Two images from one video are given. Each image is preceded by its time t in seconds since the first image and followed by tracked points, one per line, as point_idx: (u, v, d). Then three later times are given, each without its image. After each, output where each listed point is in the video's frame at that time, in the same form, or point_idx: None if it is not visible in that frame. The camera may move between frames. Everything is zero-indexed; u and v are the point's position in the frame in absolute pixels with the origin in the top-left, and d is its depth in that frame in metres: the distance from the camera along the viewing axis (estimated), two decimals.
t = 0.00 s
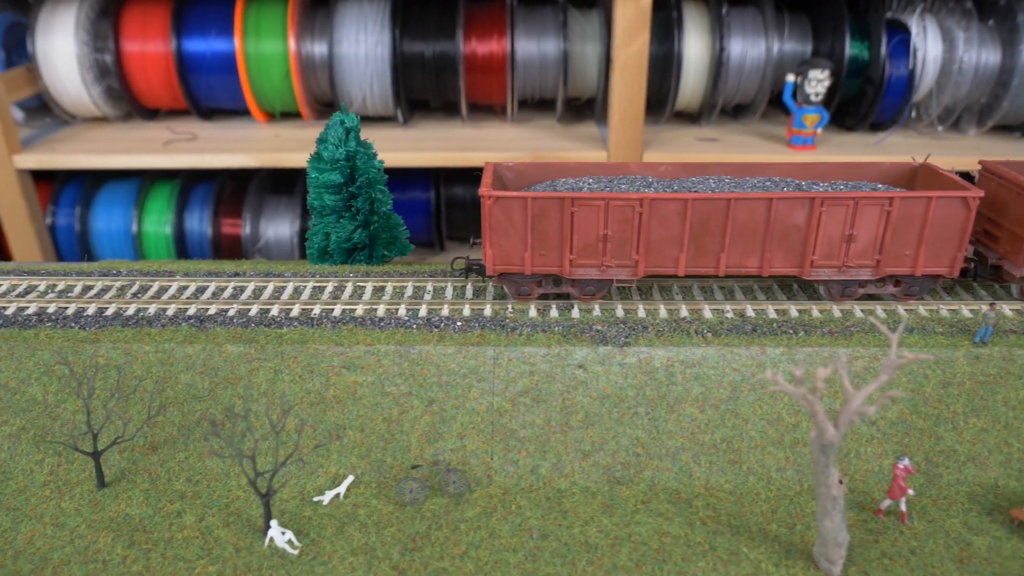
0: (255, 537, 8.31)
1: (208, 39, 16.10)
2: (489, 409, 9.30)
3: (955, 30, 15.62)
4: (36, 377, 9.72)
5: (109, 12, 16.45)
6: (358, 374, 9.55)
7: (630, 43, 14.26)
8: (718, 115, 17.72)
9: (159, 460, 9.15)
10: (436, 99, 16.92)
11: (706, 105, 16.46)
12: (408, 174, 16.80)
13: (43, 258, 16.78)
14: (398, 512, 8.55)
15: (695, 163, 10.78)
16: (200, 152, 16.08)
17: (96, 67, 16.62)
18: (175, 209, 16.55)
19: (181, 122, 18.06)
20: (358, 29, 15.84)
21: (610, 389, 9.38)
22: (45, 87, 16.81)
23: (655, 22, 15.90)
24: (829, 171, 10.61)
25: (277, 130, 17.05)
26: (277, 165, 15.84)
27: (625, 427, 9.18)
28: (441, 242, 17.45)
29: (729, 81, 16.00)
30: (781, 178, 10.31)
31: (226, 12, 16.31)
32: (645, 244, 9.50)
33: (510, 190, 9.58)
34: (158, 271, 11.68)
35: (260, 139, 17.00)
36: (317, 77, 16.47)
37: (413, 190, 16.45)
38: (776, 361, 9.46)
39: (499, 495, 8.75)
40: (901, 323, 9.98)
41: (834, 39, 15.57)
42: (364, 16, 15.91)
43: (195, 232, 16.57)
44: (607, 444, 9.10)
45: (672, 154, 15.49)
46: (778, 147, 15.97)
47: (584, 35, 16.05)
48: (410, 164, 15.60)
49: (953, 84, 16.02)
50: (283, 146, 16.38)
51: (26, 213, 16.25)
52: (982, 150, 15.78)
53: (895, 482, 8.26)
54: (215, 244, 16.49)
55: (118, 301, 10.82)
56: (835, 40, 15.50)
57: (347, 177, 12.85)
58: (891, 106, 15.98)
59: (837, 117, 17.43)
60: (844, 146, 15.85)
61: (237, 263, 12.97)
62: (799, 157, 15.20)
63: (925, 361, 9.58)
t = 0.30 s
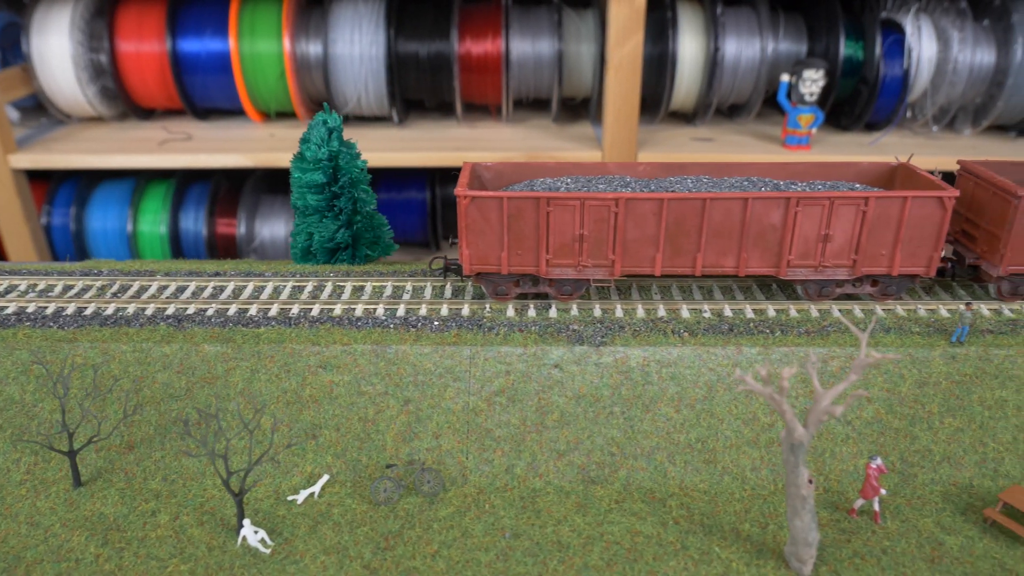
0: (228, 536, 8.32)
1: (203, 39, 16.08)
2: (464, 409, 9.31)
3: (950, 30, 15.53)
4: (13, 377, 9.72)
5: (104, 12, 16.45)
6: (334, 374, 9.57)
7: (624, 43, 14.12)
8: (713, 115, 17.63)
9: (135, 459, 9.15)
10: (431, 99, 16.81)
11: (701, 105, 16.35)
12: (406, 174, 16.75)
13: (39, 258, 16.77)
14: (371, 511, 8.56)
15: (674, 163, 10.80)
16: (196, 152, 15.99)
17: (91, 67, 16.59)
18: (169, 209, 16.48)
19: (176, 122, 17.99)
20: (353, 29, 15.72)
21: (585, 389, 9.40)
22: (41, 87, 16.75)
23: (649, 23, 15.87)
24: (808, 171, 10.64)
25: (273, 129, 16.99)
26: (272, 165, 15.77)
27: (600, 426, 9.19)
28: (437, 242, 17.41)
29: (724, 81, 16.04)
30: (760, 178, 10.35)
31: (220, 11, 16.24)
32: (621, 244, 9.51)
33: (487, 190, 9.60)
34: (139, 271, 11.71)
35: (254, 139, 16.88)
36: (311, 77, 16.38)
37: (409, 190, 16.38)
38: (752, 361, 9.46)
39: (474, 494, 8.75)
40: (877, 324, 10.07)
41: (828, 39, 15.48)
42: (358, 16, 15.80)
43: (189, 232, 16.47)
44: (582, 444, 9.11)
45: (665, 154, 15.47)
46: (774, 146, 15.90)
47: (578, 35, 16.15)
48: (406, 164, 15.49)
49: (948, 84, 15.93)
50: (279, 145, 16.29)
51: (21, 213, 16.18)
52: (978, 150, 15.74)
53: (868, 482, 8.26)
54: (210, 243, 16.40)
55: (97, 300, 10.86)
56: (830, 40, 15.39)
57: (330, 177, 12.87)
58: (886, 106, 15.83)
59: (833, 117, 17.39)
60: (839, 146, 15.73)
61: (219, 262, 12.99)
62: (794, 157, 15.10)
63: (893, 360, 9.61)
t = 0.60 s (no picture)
0: (202, 535, 8.34)
1: (199, 39, 16.03)
2: (441, 408, 9.32)
3: (944, 30, 15.39)
4: None
5: (99, 11, 16.41)
6: (311, 374, 9.60)
7: (619, 43, 14.00)
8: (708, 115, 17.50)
9: (113, 458, 9.16)
10: (427, 98, 16.83)
11: (696, 105, 16.24)
12: (401, 174, 16.59)
13: (34, 257, 16.63)
14: (347, 510, 8.57)
15: (653, 162, 10.82)
16: (191, 152, 15.85)
17: (87, 67, 16.55)
18: (165, 209, 16.50)
19: (171, 122, 17.91)
20: (347, 29, 15.69)
21: (562, 388, 9.41)
22: (36, 87, 16.67)
23: (644, 22, 15.90)
24: (787, 171, 10.65)
25: (268, 130, 16.91)
26: (267, 165, 15.65)
27: (577, 426, 9.20)
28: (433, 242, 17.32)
29: (719, 81, 15.87)
30: (739, 178, 10.37)
31: (215, 11, 16.25)
32: (598, 244, 9.52)
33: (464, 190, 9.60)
34: (121, 271, 11.73)
35: (250, 139, 16.76)
36: (307, 77, 16.44)
37: (404, 190, 16.27)
38: (730, 360, 9.46)
39: (450, 494, 8.76)
40: (855, 325, 10.10)
41: (823, 39, 15.45)
42: (353, 16, 15.75)
43: (185, 232, 16.45)
44: (559, 443, 9.12)
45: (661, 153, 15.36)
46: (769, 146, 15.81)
47: (573, 36, 16.04)
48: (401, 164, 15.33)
49: (943, 84, 15.79)
50: (273, 145, 16.17)
51: (16, 213, 16.01)
52: (973, 150, 15.64)
53: (841, 482, 8.26)
54: (205, 243, 16.45)
55: (78, 300, 10.88)
56: (824, 40, 15.39)
57: (314, 176, 12.88)
58: (880, 106, 15.79)
59: (828, 117, 17.31)
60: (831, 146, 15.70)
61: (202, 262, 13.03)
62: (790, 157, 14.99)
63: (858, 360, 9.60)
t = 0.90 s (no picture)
0: (175, 534, 8.35)
1: (193, 38, 15.98)
2: (417, 408, 9.34)
3: (939, 30, 15.35)
4: None
5: (94, 11, 16.37)
6: (288, 373, 9.63)
7: (614, 42, 13.92)
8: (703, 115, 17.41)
9: (90, 457, 9.16)
10: (422, 98, 16.75)
11: (691, 105, 16.22)
12: (397, 174, 16.53)
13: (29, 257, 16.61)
14: (320, 510, 8.58)
15: (632, 162, 10.87)
16: (185, 153, 15.75)
17: (82, 67, 16.50)
18: (160, 209, 16.44)
19: (166, 122, 17.84)
20: (342, 29, 15.65)
21: (537, 388, 9.42)
22: (31, 86, 16.66)
23: (637, 22, 15.68)
24: (766, 171, 10.67)
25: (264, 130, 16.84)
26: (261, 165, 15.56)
27: (552, 425, 9.21)
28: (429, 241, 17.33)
29: (714, 80, 15.77)
30: (717, 178, 10.38)
31: (210, 11, 16.17)
32: (574, 244, 9.53)
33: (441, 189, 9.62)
34: (102, 271, 11.78)
35: (245, 139, 16.68)
36: (302, 77, 16.34)
37: (400, 191, 16.25)
38: (706, 360, 9.45)
39: (424, 493, 8.76)
40: (831, 324, 10.14)
41: (818, 39, 15.32)
42: (348, 16, 15.70)
43: (179, 232, 16.36)
44: (534, 443, 9.12)
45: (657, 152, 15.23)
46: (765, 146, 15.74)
47: (568, 35, 15.91)
48: (396, 164, 15.22)
49: (938, 83, 15.75)
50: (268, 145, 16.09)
51: (11, 215, 16.03)
52: (968, 150, 15.53)
53: (814, 482, 8.25)
54: (200, 243, 16.36)
55: (57, 299, 10.92)
56: (819, 40, 15.24)
57: (296, 176, 12.89)
58: (875, 105, 15.73)
59: (822, 117, 17.31)
60: (823, 146, 15.68)
61: (184, 262, 13.08)
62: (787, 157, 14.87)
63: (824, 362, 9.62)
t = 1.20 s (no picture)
0: (150, 533, 8.36)
1: (188, 38, 15.92)
2: (395, 407, 9.36)
3: (934, 29, 15.14)
4: None
5: (89, 11, 16.25)
6: (266, 372, 9.64)
7: (608, 41, 13.68)
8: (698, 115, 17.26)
9: (68, 457, 9.16)
10: (418, 98, 16.68)
11: (686, 105, 16.10)
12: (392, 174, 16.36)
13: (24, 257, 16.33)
14: (296, 509, 8.59)
15: (611, 162, 10.94)
16: (181, 153, 15.57)
17: (77, 66, 16.42)
18: (155, 208, 16.31)
19: (161, 122, 17.72)
20: (336, 29, 15.46)
21: (515, 387, 9.43)
22: (26, 86, 16.56)
23: (632, 22, 15.70)
24: (746, 171, 10.68)
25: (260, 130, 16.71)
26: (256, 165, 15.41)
27: (529, 425, 9.22)
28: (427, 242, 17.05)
29: (709, 80, 15.71)
30: (696, 178, 10.40)
31: (208, 10, 16.17)
32: (552, 244, 9.54)
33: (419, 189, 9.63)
34: (85, 270, 11.83)
35: (242, 139, 16.51)
36: (297, 77, 16.21)
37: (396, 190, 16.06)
38: (683, 360, 9.46)
39: (399, 492, 8.78)
40: (809, 324, 10.17)
41: (812, 39, 15.29)
42: (343, 15, 15.54)
43: (175, 232, 16.21)
44: (511, 442, 9.13)
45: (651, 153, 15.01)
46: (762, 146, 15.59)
47: (563, 35, 15.91)
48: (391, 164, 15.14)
49: (932, 84, 15.63)
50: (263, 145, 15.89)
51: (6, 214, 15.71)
52: (960, 150, 15.44)
53: (789, 481, 8.25)
54: (196, 243, 16.23)
55: (38, 299, 10.97)
56: (814, 40, 15.19)
57: (280, 176, 12.89)
58: (870, 106, 15.60)
59: (818, 117, 17.12)
60: (819, 146, 15.54)
61: (167, 262, 13.13)
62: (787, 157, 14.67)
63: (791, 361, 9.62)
